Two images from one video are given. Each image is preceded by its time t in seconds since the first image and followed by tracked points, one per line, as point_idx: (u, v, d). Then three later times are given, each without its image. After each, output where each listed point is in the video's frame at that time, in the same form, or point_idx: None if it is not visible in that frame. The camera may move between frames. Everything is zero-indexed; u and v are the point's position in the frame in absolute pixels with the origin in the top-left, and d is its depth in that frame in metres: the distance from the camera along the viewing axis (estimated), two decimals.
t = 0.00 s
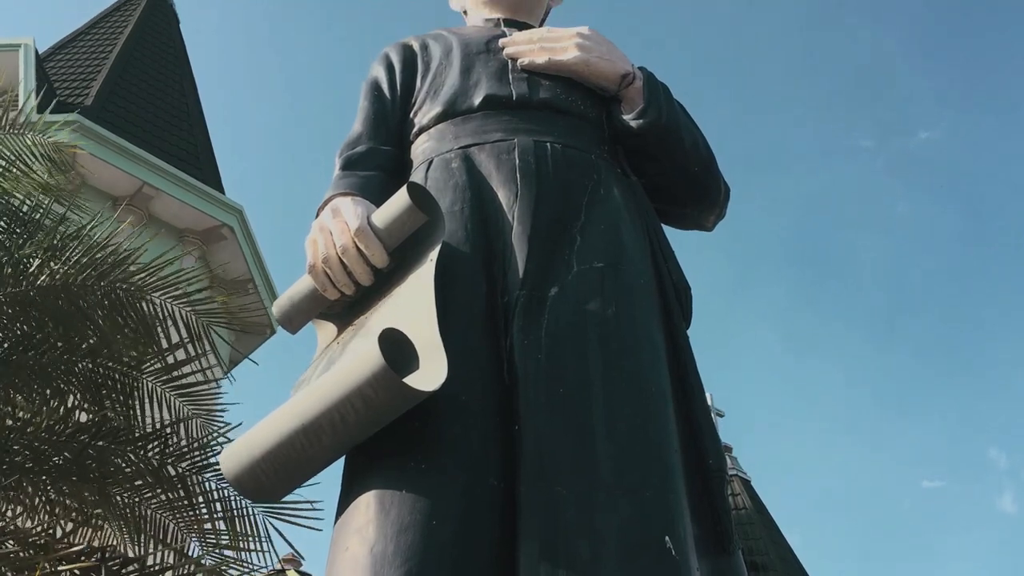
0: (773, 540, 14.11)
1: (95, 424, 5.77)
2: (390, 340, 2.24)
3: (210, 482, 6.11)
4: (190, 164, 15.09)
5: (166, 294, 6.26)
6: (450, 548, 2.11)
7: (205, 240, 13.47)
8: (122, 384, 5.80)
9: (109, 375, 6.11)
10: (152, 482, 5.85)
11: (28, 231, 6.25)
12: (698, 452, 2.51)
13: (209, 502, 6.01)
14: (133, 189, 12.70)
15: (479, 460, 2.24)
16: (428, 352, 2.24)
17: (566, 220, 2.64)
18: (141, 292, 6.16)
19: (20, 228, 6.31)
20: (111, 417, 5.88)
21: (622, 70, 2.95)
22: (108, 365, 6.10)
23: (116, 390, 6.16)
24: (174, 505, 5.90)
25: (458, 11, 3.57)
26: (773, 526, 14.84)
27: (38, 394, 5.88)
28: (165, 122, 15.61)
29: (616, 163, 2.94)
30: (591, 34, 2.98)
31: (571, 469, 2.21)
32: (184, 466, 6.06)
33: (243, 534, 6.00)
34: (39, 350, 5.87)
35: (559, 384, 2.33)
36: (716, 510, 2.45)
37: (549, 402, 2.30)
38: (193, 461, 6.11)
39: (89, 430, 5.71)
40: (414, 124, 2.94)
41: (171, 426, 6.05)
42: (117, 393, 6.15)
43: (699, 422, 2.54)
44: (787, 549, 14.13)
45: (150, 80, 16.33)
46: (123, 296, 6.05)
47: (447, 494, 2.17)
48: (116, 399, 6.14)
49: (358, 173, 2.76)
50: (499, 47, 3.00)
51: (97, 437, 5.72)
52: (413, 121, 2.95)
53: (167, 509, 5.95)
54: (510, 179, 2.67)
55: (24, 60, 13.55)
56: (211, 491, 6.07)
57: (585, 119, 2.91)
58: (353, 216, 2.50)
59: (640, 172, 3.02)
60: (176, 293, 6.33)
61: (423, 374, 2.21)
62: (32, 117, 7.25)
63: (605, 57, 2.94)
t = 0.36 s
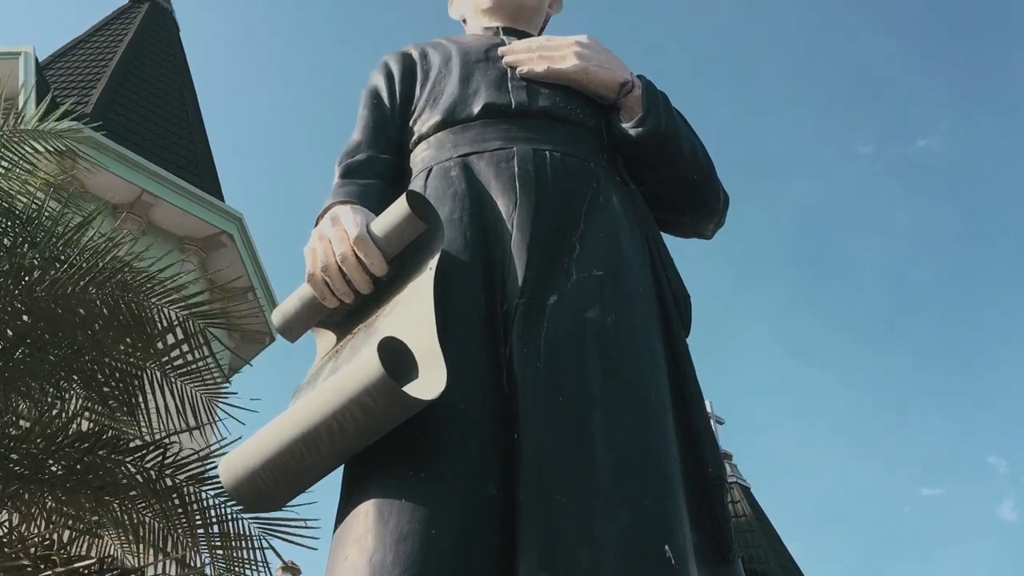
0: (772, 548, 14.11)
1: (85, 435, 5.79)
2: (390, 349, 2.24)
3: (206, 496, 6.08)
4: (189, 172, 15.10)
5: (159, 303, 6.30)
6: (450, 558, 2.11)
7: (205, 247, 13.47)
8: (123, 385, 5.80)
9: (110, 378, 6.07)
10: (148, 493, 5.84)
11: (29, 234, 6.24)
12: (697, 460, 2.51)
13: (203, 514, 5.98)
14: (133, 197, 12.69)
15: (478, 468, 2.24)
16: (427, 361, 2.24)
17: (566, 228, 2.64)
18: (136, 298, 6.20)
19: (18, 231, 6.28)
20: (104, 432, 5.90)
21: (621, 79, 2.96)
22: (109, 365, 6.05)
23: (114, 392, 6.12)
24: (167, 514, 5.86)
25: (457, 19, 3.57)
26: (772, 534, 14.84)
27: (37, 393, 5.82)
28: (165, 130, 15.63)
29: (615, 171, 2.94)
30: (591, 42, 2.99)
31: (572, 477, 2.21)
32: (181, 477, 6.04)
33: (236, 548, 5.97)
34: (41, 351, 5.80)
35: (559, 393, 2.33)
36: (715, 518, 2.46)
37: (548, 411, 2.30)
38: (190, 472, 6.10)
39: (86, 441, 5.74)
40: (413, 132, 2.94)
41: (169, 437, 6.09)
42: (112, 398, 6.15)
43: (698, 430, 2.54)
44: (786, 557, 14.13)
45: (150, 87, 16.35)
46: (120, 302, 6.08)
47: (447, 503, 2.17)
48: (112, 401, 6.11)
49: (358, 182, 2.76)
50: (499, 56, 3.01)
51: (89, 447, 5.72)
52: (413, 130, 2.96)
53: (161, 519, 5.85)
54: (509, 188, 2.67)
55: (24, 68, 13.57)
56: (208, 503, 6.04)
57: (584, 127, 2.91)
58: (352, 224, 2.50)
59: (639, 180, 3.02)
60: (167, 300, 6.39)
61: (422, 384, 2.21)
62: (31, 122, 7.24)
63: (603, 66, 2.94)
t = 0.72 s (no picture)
0: (773, 557, 14.09)
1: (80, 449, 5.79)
2: (389, 359, 2.24)
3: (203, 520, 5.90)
4: (189, 181, 15.11)
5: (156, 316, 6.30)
6: (449, 568, 2.10)
7: (204, 257, 13.46)
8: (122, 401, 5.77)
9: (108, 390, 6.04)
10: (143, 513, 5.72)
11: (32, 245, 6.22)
12: (697, 467, 2.51)
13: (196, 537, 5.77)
14: (133, 206, 12.68)
15: (478, 478, 2.23)
16: (427, 371, 2.24)
17: (565, 236, 2.64)
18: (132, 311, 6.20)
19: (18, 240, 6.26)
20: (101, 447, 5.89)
21: (621, 88, 2.96)
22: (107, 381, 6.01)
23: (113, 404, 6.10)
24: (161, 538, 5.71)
25: (457, 29, 3.58)
26: (773, 543, 14.82)
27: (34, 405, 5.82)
28: (164, 139, 15.64)
29: (615, 180, 2.94)
30: (590, 51, 2.99)
31: (572, 485, 2.21)
32: (177, 499, 5.88)
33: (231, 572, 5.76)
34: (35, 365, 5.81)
35: (559, 402, 2.32)
36: (716, 527, 2.46)
37: (548, 420, 2.29)
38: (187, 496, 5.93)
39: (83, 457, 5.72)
40: (413, 141, 2.94)
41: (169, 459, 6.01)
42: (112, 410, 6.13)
43: (698, 439, 2.54)
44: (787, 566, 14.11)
45: (151, 96, 16.37)
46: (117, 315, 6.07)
47: (447, 513, 2.17)
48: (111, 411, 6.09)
49: (358, 191, 2.76)
50: (499, 65, 3.02)
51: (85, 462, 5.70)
52: (412, 139, 2.96)
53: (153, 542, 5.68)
54: (509, 197, 2.67)
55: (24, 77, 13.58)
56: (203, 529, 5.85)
57: (584, 135, 2.92)
58: (352, 233, 2.50)
59: (639, 189, 3.03)
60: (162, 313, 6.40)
61: (421, 393, 2.21)
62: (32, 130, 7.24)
63: (603, 75, 2.95)
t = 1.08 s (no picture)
0: (774, 565, 14.09)
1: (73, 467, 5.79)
2: (390, 367, 2.24)
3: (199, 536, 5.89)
4: (190, 189, 15.12)
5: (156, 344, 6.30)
6: None
7: (205, 265, 13.45)
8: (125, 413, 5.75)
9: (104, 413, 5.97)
10: (141, 527, 5.71)
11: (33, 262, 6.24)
12: (697, 471, 2.52)
13: (191, 550, 5.77)
14: (133, 214, 12.67)
15: (479, 486, 2.23)
16: (428, 380, 2.24)
17: (567, 244, 2.64)
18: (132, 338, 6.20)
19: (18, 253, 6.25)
20: (96, 463, 5.87)
21: (621, 95, 2.96)
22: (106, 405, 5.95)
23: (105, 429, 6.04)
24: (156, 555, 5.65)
25: (457, 37, 3.59)
26: (774, 550, 14.80)
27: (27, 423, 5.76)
28: (165, 147, 15.65)
29: (615, 187, 2.94)
30: (590, 59, 3.00)
31: (573, 493, 2.20)
32: (175, 514, 5.89)
33: None
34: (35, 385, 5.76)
35: (560, 409, 2.32)
36: (716, 533, 2.46)
37: (549, 426, 2.29)
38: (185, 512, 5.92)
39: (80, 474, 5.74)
40: (413, 149, 2.95)
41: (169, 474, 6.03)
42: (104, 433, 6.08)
43: (699, 447, 2.54)
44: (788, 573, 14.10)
45: (152, 104, 16.38)
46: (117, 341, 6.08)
47: (447, 520, 2.17)
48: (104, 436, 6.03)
49: (358, 198, 2.76)
50: (499, 73, 3.02)
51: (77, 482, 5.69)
52: (413, 147, 2.96)
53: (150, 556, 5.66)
54: (509, 204, 2.68)
55: (24, 85, 13.58)
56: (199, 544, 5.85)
57: (584, 143, 2.92)
58: (353, 241, 2.50)
59: (639, 196, 3.03)
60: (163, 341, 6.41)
61: (422, 402, 2.21)
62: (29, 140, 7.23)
63: (603, 82, 2.95)
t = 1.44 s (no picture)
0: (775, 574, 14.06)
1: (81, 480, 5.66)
2: (391, 377, 2.23)
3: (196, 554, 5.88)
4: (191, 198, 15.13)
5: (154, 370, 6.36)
6: None
7: (206, 274, 13.45)
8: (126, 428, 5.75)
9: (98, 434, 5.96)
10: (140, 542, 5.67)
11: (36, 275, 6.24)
12: (699, 478, 2.52)
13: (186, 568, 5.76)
14: (134, 223, 12.68)
15: (481, 496, 2.23)
16: (429, 391, 2.24)
17: (568, 253, 2.64)
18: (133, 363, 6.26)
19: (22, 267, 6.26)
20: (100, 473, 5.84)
21: (622, 105, 2.97)
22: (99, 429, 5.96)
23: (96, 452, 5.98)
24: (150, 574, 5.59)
25: (459, 47, 3.59)
26: (775, 560, 14.77)
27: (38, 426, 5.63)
28: (167, 156, 15.67)
29: (616, 196, 2.94)
30: (591, 69, 3.00)
31: (575, 503, 2.19)
32: (173, 531, 5.88)
33: None
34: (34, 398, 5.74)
35: (561, 419, 2.32)
36: (718, 543, 2.46)
37: (551, 436, 2.29)
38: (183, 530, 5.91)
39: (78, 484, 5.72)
40: (415, 159, 2.95)
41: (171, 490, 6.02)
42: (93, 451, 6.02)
43: (701, 457, 2.54)
44: None
45: (153, 114, 16.40)
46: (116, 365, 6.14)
47: (449, 531, 2.16)
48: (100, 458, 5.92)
49: (359, 208, 2.76)
50: (500, 83, 3.02)
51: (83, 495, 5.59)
52: (414, 157, 2.96)
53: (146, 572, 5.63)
54: (511, 214, 2.67)
55: (27, 95, 13.60)
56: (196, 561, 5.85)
57: (586, 152, 2.92)
58: (354, 251, 2.50)
59: (640, 206, 3.03)
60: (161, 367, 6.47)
61: (423, 413, 2.20)
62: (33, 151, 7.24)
63: (604, 92, 2.95)
